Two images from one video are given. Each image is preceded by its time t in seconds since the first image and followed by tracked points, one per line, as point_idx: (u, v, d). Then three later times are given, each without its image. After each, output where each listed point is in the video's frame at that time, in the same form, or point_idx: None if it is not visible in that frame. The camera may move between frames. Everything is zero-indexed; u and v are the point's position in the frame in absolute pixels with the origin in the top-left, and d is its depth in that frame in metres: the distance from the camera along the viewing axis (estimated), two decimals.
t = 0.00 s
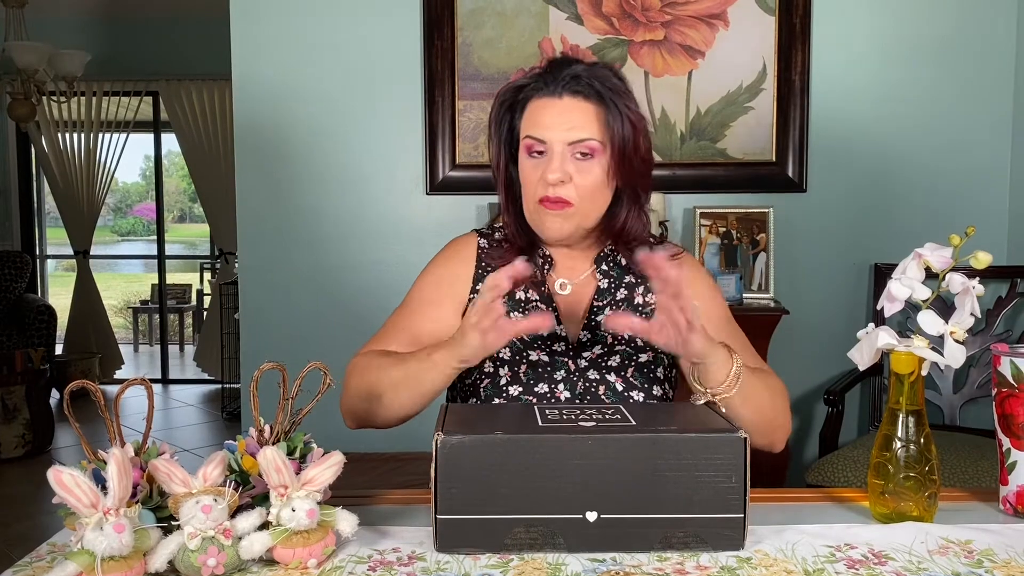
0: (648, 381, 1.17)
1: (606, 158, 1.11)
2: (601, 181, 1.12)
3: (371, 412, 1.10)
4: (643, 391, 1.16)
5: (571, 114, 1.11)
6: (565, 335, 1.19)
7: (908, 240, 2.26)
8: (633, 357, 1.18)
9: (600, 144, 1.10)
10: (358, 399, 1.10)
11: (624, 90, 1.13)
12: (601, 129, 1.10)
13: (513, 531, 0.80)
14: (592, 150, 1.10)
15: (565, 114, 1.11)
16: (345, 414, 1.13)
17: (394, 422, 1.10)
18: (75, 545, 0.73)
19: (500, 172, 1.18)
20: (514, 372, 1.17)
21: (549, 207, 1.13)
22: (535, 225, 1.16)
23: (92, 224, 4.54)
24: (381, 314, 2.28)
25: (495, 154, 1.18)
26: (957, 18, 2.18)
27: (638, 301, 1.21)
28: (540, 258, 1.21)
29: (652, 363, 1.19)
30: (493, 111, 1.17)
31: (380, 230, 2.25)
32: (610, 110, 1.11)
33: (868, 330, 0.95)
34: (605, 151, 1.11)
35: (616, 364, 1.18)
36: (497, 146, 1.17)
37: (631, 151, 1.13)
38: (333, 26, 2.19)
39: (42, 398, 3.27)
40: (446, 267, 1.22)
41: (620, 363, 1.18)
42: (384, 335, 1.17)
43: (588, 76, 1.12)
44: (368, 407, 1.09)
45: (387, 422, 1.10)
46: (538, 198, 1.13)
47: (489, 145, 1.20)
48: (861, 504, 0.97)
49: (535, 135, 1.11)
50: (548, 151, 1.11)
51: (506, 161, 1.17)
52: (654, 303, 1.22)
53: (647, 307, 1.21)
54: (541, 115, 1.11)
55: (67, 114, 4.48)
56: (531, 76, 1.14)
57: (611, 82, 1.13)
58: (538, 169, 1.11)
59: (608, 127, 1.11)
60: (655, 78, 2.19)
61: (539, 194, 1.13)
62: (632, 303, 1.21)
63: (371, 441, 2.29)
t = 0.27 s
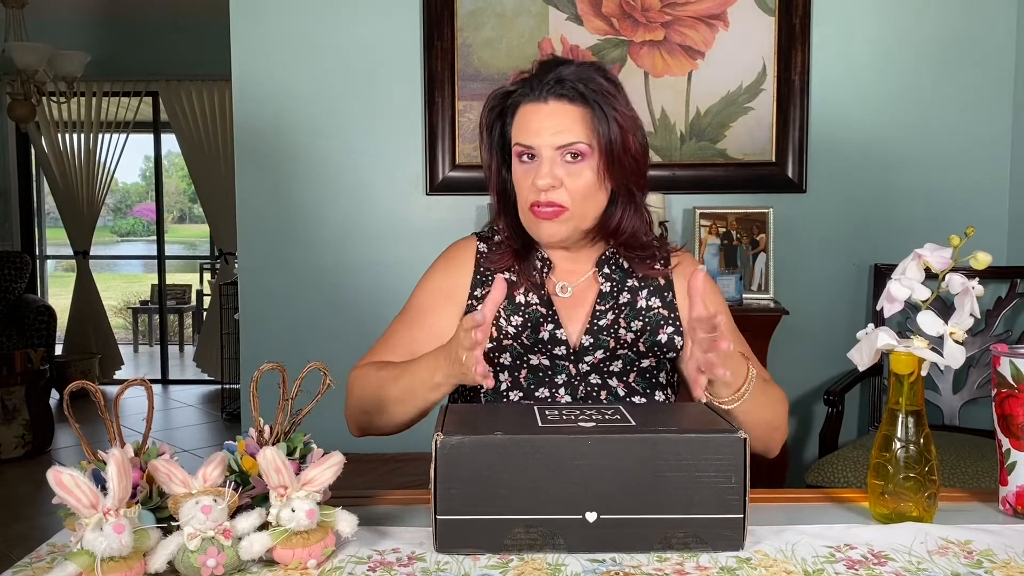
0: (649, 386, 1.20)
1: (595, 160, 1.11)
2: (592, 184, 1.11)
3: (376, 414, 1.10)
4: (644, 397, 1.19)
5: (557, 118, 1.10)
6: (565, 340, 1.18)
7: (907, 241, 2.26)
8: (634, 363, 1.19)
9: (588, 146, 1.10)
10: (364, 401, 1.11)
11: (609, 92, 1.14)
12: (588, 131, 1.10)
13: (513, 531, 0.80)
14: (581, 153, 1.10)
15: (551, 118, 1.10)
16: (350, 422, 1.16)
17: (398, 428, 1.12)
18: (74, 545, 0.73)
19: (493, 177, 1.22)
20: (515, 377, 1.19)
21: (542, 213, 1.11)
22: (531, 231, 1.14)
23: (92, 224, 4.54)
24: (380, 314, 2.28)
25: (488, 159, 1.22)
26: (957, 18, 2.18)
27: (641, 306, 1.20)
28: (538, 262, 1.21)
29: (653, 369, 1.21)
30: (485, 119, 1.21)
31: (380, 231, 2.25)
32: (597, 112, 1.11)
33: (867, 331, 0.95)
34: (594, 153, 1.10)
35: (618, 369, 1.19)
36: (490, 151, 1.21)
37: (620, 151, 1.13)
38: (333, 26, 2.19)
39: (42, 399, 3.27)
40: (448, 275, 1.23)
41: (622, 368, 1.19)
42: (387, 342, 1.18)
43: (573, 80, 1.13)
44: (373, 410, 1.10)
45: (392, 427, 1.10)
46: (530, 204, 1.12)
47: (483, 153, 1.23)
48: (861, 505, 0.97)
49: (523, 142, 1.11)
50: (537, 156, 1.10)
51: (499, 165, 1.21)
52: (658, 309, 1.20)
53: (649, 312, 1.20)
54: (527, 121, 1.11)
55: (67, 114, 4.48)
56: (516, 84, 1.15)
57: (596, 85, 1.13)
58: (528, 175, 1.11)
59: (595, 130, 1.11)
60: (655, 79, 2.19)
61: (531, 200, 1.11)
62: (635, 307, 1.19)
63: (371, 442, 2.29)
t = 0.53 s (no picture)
0: (651, 389, 1.19)
1: (602, 160, 1.11)
2: (598, 185, 1.12)
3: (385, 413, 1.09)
4: (647, 399, 1.18)
5: (565, 119, 1.11)
6: (568, 341, 1.18)
7: (907, 241, 2.26)
8: (636, 365, 1.19)
9: (595, 148, 1.10)
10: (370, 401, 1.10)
11: (616, 92, 1.14)
12: (595, 132, 1.10)
13: (513, 531, 0.80)
14: (588, 154, 1.10)
15: (558, 119, 1.10)
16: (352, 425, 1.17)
17: (399, 430, 1.12)
18: (74, 545, 0.73)
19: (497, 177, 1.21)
20: (518, 380, 1.18)
21: (550, 214, 1.12)
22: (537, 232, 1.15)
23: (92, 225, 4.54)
24: (381, 315, 2.28)
25: (492, 159, 1.21)
26: (957, 18, 2.18)
27: (644, 307, 1.20)
28: (541, 264, 1.21)
29: (655, 372, 1.20)
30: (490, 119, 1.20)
31: (380, 231, 2.25)
32: (604, 113, 1.11)
33: (867, 331, 0.95)
34: (601, 154, 1.11)
35: (620, 371, 1.18)
36: (493, 151, 1.20)
37: (628, 152, 1.13)
38: (333, 26, 2.19)
39: (42, 399, 3.27)
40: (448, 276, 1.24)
41: (624, 370, 1.19)
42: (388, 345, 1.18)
43: (580, 80, 1.13)
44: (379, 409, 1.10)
45: (392, 428, 1.11)
46: (536, 205, 1.12)
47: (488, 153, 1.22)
48: (861, 505, 0.97)
49: (531, 142, 1.11)
50: (544, 157, 1.11)
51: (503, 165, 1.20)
52: (660, 310, 1.20)
53: (653, 313, 1.20)
54: (534, 122, 1.11)
55: (67, 114, 4.48)
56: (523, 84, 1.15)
57: (603, 85, 1.13)
58: (536, 175, 1.11)
59: (602, 131, 1.11)
60: (655, 79, 2.19)
61: (538, 200, 1.12)
62: (638, 308, 1.20)
63: (371, 442, 2.29)
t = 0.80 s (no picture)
0: (651, 384, 1.16)
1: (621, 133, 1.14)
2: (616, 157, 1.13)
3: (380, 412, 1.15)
4: (647, 394, 1.15)
5: (585, 94, 1.13)
6: (568, 334, 1.19)
7: (908, 240, 2.26)
8: (636, 359, 1.17)
9: (614, 120, 1.13)
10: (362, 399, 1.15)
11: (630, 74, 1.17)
12: (613, 105, 1.13)
13: (513, 531, 0.80)
14: (608, 127, 1.12)
15: (578, 94, 1.13)
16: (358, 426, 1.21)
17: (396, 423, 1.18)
18: (75, 544, 0.73)
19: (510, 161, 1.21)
20: (517, 376, 1.16)
21: (570, 180, 1.13)
22: (553, 205, 1.15)
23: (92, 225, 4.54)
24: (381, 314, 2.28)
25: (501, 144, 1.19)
26: (958, 18, 2.18)
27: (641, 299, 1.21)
28: (542, 258, 1.21)
29: (655, 367, 1.18)
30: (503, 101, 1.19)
31: (380, 231, 2.25)
32: (621, 88, 1.14)
33: (868, 330, 0.95)
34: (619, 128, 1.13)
35: (620, 365, 1.16)
36: (503, 136, 1.18)
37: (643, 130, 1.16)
38: (333, 26, 2.19)
39: (42, 399, 3.27)
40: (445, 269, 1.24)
41: (623, 365, 1.16)
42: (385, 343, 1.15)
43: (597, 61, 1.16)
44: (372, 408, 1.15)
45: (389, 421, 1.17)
46: (558, 174, 1.12)
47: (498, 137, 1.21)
48: (862, 504, 0.97)
49: (551, 115, 1.13)
50: (565, 129, 1.12)
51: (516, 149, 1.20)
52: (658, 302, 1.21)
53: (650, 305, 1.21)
54: (554, 97, 1.13)
55: (67, 115, 4.49)
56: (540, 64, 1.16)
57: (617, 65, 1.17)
58: (557, 146, 1.12)
59: (620, 104, 1.14)
60: (655, 79, 2.19)
61: (558, 170, 1.13)
62: (636, 300, 1.21)
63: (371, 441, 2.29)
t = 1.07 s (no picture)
0: (649, 372, 1.16)
1: (599, 130, 1.19)
2: (598, 153, 1.19)
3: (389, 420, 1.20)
4: (645, 382, 1.15)
5: (562, 96, 1.19)
6: (566, 325, 1.18)
7: (908, 240, 2.26)
8: (633, 348, 1.17)
9: (592, 118, 1.18)
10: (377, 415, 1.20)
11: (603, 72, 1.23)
12: (589, 104, 1.19)
13: (514, 530, 0.80)
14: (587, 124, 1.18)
15: (554, 96, 1.19)
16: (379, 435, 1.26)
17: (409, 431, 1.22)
18: (75, 544, 0.73)
19: (495, 172, 1.25)
20: (517, 367, 1.16)
21: (557, 180, 1.17)
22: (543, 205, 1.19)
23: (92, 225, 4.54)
24: (381, 314, 2.28)
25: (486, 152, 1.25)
26: (958, 18, 2.18)
27: (637, 291, 1.21)
28: (538, 252, 1.22)
29: (653, 356, 1.18)
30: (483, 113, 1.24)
31: (380, 230, 2.25)
32: (595, 87, 1.19)
33: (868, 330, 0.95)
34: (597, 125, 1.19)
35: (617, 354, 1.16)
36: (487, 143, 1.24)
37: (624, 127, 1.20)
38: (333, 26, 2.19)
39: (42, 398, 3.27)
40: (445, 272, 1.24)
41: (621, 354, 1.16)
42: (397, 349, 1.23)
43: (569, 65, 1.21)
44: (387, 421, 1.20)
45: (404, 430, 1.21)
46: (544, 176, 1.17)
47: (483, 151, 1.26)
48: (863, 504, 0.97)
49: (532, 120, 1.18)
50: (547, 133, 1.18)
51: (501, 162, 1.24)
52: (654, 294, 1.21)
53: (646, 297, 1.21)
54: (533, 102, 1.19)
55: (67, 114, 4.48)
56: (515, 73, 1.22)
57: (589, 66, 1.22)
58: (541, 149, 1.18)
59: (595, 103, 1.19)
60: (656, 79, 2.19)
61: (544, 172, 1.17)
62: (632, 293, 1.20)
63: (371, 441, 2.29)
